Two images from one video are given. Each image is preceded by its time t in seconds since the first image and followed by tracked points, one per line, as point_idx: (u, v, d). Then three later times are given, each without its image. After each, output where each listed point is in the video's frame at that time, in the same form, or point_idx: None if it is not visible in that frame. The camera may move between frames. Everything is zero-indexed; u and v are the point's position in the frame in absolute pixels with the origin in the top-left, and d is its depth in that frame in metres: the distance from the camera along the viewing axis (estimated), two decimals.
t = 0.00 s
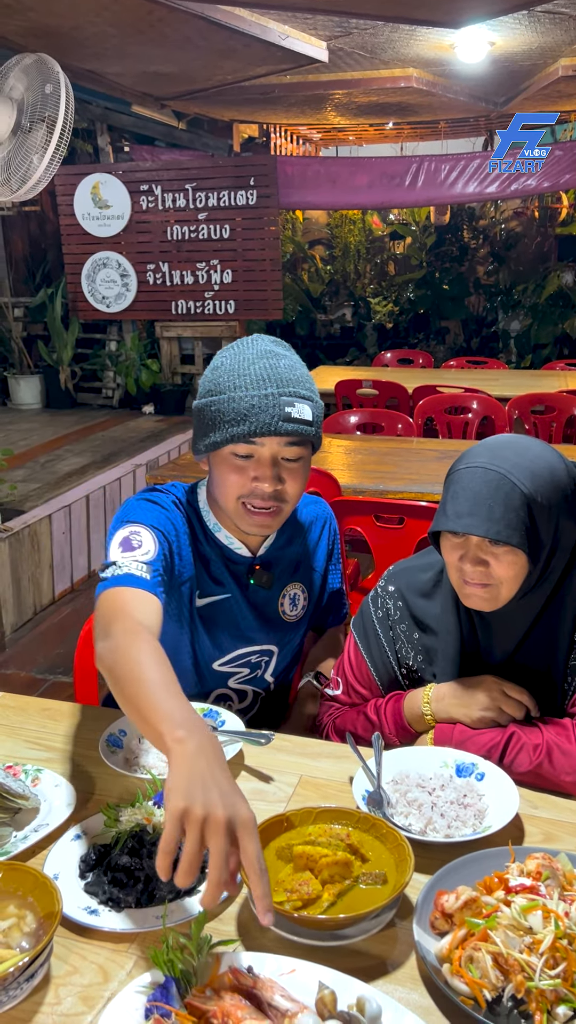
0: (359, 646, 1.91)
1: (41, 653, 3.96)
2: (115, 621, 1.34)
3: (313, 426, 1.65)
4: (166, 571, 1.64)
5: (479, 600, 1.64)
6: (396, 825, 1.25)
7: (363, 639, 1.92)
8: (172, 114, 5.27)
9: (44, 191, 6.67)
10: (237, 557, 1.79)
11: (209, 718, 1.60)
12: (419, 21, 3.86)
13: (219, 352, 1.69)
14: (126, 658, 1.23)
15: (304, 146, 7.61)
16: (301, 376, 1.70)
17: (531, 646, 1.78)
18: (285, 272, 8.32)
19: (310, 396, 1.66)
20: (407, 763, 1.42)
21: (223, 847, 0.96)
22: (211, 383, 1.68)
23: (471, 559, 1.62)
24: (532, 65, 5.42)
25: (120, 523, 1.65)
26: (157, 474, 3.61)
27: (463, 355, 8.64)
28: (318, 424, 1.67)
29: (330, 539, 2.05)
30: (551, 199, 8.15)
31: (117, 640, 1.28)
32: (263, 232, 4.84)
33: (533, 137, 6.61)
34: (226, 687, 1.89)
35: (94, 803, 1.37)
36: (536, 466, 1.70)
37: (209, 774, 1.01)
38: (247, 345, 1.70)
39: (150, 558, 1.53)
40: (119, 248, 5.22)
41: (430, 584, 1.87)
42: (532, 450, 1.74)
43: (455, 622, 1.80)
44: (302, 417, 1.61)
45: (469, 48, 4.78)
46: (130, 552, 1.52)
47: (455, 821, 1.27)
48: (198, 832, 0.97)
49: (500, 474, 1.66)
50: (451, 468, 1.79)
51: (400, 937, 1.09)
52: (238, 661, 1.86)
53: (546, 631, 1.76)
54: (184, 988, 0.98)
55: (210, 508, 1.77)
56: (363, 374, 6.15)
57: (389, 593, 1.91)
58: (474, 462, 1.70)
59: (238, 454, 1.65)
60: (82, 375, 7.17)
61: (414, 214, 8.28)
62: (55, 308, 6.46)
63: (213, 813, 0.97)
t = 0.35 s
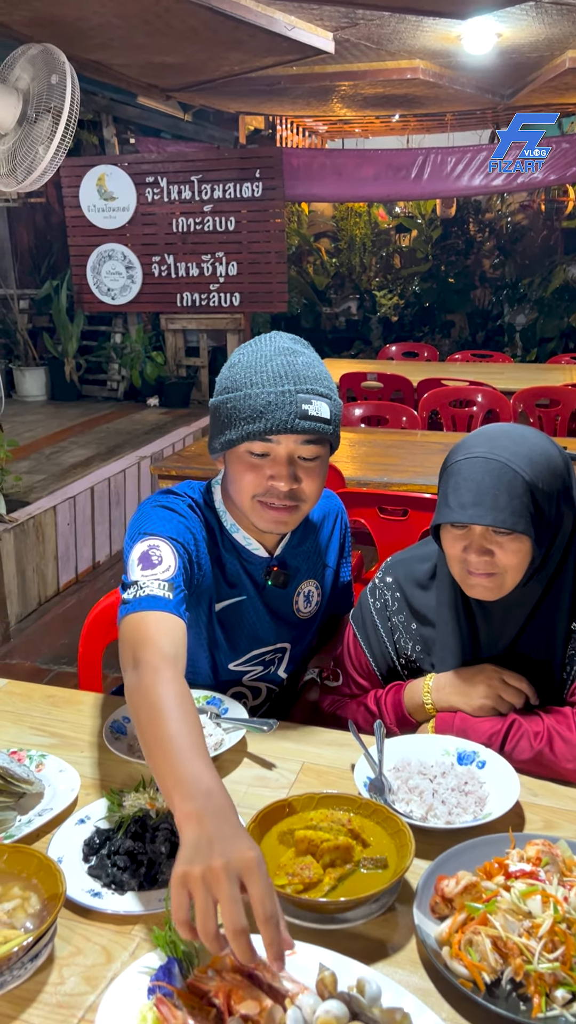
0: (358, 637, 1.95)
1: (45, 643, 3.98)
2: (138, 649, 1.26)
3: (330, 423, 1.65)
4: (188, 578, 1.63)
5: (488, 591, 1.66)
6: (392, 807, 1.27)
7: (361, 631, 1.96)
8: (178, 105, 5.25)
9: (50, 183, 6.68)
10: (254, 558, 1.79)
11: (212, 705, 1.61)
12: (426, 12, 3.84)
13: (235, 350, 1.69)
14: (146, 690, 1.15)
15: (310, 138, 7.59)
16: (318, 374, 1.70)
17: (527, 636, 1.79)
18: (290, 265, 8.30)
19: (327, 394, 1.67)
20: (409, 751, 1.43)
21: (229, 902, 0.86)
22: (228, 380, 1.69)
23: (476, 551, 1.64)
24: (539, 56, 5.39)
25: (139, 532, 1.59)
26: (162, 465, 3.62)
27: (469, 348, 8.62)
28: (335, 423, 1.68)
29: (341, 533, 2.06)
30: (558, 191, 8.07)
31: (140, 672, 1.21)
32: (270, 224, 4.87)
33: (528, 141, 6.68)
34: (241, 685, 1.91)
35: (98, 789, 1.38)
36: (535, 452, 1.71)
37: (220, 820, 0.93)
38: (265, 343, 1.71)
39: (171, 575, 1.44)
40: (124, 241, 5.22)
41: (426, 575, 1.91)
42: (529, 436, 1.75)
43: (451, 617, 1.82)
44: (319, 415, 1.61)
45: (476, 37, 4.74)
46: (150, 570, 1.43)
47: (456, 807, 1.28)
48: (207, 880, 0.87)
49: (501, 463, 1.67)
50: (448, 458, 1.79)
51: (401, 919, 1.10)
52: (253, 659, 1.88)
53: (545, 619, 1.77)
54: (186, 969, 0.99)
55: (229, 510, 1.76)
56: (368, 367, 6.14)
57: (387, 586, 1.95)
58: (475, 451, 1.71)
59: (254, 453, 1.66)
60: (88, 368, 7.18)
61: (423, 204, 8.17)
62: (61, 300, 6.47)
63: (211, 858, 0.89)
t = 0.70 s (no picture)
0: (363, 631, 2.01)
1: (54, 633, 4.00)
2: (140, 669, 1.29)
3: (349, 425, 1.66)
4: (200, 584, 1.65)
5: (500, 585, 1.66)
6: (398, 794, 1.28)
7: (366, 626, 2.02)
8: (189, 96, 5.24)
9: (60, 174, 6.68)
10: (266, 560, 1.81)
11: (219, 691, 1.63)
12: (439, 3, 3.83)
13: (251, 350, 1.69)
14: (156, 710, 1.18)
15: (320, 130, 7.56)
16: (335, 374, 1.70)
17: (532, 628, 1.80)
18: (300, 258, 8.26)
19: (345, 395, 1.68)
20: (414, 739, 1.44)
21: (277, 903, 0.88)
22: (243, 382, 1.69)
23: (489, 549, 1.63)
24: (551, 48, 5.36)
25: (150, 539, 1.61)
26: (171, 457, 3.63)
27: (479, 341, 8.60)
28: (353, 424, 1.69)
29: (352, 529, 2.07)
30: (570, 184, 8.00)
31: (147, 691, 1.23)
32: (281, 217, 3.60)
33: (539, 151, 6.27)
34: (256, 682, 1.94)
35: (106, 773, 1.40)
36: (543, 446, 1.71)
37: (256, 831, 0.96)
38: (280, 344, 1.70)
39: (181, 584, 1.48)
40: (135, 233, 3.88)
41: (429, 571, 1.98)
42: (537, 430, 1.75)
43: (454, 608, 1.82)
44: (339, 418, 1.62)
45: (488, 28, 4.72)
46: (160, 580, 1.47)
47: (460, 793, 1.29)
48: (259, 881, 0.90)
49: (513, 458, 1.67)
50: (452, 454, 1.78)
51: (405, 903, 1.12)
52: (267, 659, 1.91)
53: (549, 611, 1.78)
54: (193, 946, 1.01)
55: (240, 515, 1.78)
56: (377, 360, 6.14)
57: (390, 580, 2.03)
58: (484, 447, 1.71)
59: (272, 457, 1.66)
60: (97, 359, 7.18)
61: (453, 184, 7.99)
62: (71, 291, 6.48)
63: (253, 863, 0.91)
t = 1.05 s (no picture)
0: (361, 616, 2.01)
1: (58, 624, 4.03)
2: (162, 656, 1.33)
3: (353, 421, 1.68)
4: (205, 573, 1.68)
5: (490, 566, 1.69)
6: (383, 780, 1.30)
7: (363, 610, 2.01)
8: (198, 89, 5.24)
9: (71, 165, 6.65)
10: (266, 554, 1.83)
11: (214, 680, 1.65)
12: None
13: (257, 346, 1.72)
14: (183, 697, 1.22)
15: (330, 123, 7.53)
16: (340, 371, 1.73)
17: (523, 618, 1.81)
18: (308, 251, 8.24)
19: (349, 392, 1.70)
20: (404, 728, 1.46)
21: (307, 887, 0.93)
22: (249, 377, 1.71)
23: (479, 528, 1.66)
24: (561, 43, 5.34)
25: (158, 528, 1.64)
26: (174, 449, 3.65)
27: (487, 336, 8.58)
28: (357, 421, 1.70)
29: (353, 525, 2.07)
30: None
31: (172, 677, 1.27)
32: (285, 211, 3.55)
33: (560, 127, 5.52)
34: (256, 676, 1.95)
35: (100, 759, 1.42)
36: (534, 429, 1.73)
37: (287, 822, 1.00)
38: (286, 341, 1.73)
39: (192, 573, 1.51)
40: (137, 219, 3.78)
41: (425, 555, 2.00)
42: (528, 414, 1.77)
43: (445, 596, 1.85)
44: (343, 413, 1.64)
45: (497, 23, 4.72)
46: (171, 568, 1.50)
47: (447, 783, 1.31)
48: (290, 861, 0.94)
49: (503, 439, 1.68)
50: (445, 437, 1.80)
51: (389, 889, 1.14)
52: (267, 653, 1.93)
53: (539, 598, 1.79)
54: (178, 928, 1.03)
55: (243, 508, 1.79)
56: (384, 354, 6.15)
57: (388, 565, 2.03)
58: (476, 429, 1.72)
59: (276, 450, 1.68)
60: (105, 351, 7.18)
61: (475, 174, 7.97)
62: (80, 284, 6.49)
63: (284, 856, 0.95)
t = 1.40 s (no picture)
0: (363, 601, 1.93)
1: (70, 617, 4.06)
2: (171, 646, 1.35)
3: (357, 414, 1.67)
4: (212, 566, 1.68)
5: (502, 557, 1.68)
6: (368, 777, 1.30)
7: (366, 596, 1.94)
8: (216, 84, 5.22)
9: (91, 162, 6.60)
10: (271, 550, 1.82)
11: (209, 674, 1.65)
12: None
13: (267, 339, 1.72)
14: (188, 691, 1.25)
15: (350, 119, 7.50)
16: (348, 367, 1.72)
17: (529, 617, 1.81)
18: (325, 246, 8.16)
19: (356, 386, 1.69)
20: (394, 727, 1.46)
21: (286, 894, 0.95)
22: (257, 368, 1.71)
23: (495, 517, 1.65)
24: None
25: (168, 520, 1.64)
26: (185, 444, 3.67)
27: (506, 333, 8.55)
28: (362, 415, 1.70)
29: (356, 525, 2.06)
30: None
31: (179, 670, 1.29)
32: (305, 207, 3.68)
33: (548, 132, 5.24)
34: (256, 673, 1.95)
35: (92, 751, 1.44)
36: (560, 424, 1.72)
37: (275, 831, 1.03)
38: (295, 334, 1.73)
39: (201, 567, 1.51)
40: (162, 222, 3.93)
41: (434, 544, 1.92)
42: (556, 408, 1.76)
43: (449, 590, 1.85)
44: (348, 405, 1.63)
45: (515, 18, 4.68)
46: (180, 561, 1.50)
47: (436, 781, 1.31)
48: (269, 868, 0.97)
49: (528, 431, 1.68)
50: (470, 427, 1.80)
51: (369, 885, 1.14)
52: (268, 650, 1.92)
53: (546, 596, 1.79)
54: (157, 920, 1.04)
55: (249, 503, 1.79)
56: (400, 350, 6.13)
57: (394, 553, 1.96)
58: (501, 420, 1.72)
59: (280, 441, 1.67)
60: (123, 346, 7.21)
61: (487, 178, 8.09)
62: (98, 279, 6.52)
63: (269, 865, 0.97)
